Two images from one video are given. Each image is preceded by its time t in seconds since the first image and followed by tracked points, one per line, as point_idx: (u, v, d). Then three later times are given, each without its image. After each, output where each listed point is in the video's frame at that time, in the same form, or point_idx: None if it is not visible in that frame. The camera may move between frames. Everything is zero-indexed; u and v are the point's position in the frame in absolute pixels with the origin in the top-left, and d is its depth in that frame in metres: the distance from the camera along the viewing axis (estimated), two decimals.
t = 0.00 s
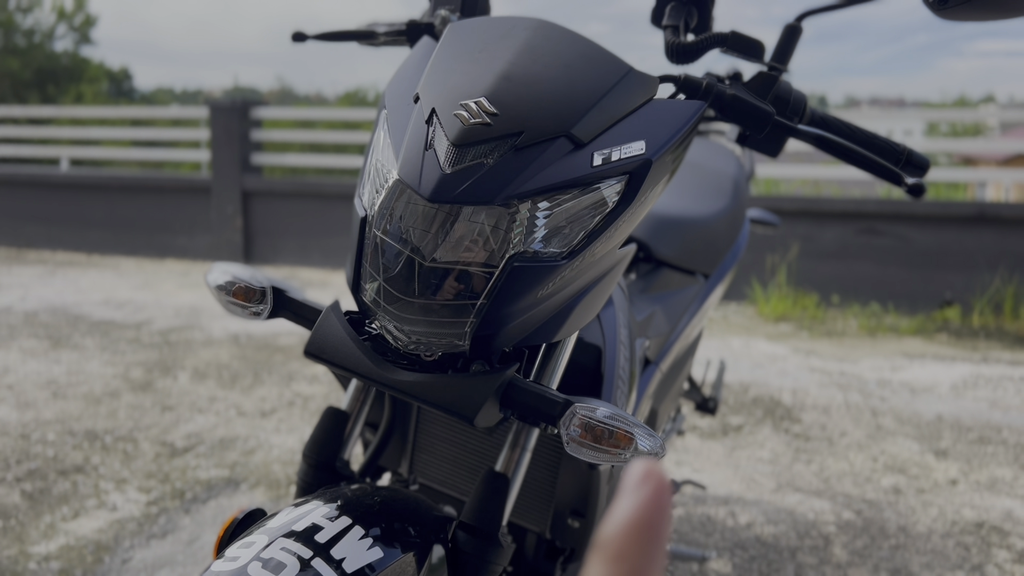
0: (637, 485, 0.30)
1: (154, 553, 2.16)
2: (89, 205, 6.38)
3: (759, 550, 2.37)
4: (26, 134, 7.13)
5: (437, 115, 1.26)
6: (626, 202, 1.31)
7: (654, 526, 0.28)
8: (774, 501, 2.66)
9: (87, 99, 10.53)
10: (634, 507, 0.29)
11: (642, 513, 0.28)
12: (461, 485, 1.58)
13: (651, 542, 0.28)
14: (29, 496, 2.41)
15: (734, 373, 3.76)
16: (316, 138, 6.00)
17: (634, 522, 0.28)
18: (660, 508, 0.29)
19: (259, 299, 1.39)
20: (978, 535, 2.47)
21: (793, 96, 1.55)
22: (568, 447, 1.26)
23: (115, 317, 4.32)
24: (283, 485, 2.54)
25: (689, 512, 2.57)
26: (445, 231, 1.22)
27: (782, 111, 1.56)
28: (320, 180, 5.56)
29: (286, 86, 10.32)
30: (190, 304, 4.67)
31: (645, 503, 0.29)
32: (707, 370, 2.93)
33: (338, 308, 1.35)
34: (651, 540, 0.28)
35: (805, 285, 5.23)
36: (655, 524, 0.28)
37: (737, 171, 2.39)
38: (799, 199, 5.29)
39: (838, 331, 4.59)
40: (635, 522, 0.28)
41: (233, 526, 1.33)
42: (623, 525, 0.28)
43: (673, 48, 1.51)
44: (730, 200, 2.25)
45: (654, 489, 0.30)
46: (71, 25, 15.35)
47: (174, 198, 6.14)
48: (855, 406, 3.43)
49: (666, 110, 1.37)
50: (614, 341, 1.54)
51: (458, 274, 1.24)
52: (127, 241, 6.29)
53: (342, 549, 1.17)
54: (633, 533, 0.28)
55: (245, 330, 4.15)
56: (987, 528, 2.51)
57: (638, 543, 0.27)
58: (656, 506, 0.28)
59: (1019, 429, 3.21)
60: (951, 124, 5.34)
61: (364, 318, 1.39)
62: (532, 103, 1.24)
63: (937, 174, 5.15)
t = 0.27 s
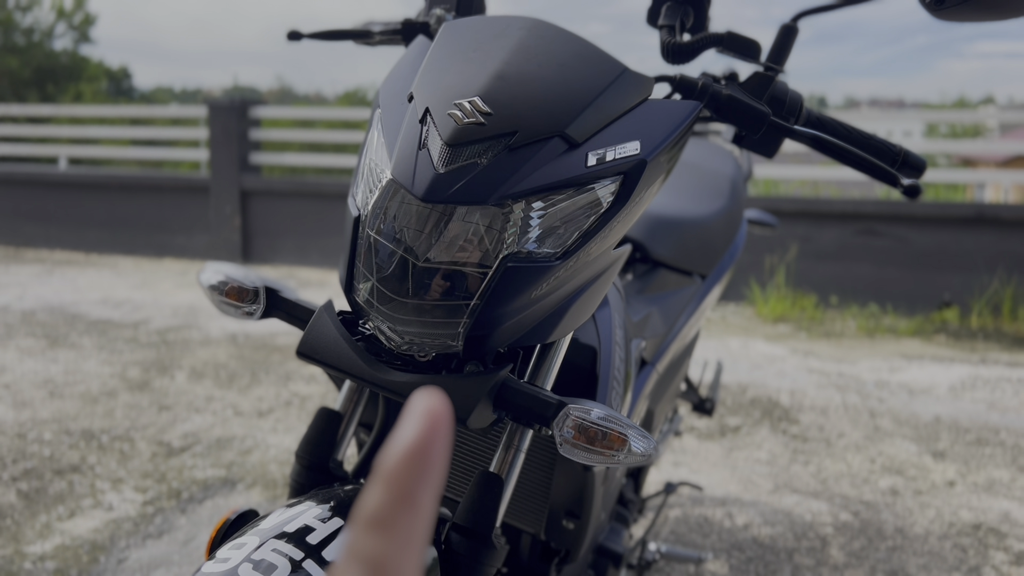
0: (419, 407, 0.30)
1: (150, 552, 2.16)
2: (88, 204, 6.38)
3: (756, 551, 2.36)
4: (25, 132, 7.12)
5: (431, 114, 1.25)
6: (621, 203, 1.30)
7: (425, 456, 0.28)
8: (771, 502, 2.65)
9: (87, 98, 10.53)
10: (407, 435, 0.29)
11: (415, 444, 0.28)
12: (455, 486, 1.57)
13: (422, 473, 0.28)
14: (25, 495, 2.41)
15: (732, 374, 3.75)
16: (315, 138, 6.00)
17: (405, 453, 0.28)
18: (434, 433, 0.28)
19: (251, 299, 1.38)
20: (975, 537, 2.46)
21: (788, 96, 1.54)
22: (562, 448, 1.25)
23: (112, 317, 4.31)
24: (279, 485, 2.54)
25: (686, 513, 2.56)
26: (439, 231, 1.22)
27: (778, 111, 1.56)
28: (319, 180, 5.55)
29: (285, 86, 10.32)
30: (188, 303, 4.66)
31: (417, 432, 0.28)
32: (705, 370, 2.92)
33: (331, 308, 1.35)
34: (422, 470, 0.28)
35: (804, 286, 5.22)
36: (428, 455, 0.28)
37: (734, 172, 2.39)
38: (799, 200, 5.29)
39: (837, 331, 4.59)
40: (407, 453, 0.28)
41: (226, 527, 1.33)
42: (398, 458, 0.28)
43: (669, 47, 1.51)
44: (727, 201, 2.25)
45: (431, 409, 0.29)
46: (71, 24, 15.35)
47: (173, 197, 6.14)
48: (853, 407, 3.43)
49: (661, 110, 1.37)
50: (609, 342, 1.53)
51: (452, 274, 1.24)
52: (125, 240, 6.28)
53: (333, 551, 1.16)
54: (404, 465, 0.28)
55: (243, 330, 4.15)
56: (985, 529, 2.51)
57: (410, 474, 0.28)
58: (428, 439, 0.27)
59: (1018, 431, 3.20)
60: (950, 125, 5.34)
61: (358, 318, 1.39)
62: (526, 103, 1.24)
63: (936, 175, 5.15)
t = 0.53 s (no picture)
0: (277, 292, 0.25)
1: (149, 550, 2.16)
2: (87, 203, 6.38)
3: (754, 550, 2.37)
4: (24, 130, 7.12)
5: (432, 112, 1.25)
6: (621, 201, 1.31)
7: (282, 335, 0.23)
8: (769, 502, 2.65)
9: (86, 96, 10.55)
10: (262, 315, 0.24)
11: (271, 320, 0.23)
12: (454, 484, 1.57)
13: (284, 352, 0.23)
14: (24, 493, 2.41)
15: (732, 374, 3.76)
16: (315, 137, 6.00)
17: (258, 335, 0.23)
18: (297, 314, 0.24)
19: (253, 296, 1.39)
20: (973, 537, 2.47)
21: (788, 96, 1.55)
22: (561, 446, 1.25)
23: (111, 315, 4.31)
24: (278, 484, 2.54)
25: (685, 512, 2.57)
26: (439, 229, 1.22)
27: (777, 111, 1.56)
28: (319, 179, 5.55)
29: (285, 84, 10.32)
30: (187, 302, 4.66)
31: (275, 309, 0.24)
32: (704, 370, 2.92)
33: (331, 305, 1.35)
34: (280, 349, 0.23)
35: (804, 286, 5.23)
36: (285, 335, 0.23)
37: (734, 171, 2.39)
38: (798, 201, 5.29)
39: (835, 332, 4.59)
40: (262, 332, 0.23)
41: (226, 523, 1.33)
42: (250, 340, 0.23)
43: (670, 47, 1.51)
44: (727, 201, 2.25)
45: (292, 294, 0.25)
46: (71, 21, 15.34)
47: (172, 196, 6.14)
48: (852, 408, 3.43)
49: (662, 109, 1.37)
50: (609, 340, 1.53)
51: (452, 273, 1.24)
52: (124, 238, 6.28)
53: (333, 547, 1.17)
54: (258, 347, 0.23)
55: (242, 328, 4.15)
56: (983, 530, 2.51)
57: (266, 354, 0.23)
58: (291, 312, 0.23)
59: (1016, 432, 3.21)
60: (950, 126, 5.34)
61: (357, 316, 1.39)
62: (526, 101, 1.24)
63: (935, 176, 5.15)
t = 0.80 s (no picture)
0: (347, 190, 0.23)
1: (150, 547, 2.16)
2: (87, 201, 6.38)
3: (754, 549, 2.37)
4: (24, 128, 7.13)
5: (437, 109, 1.26)
6: (625, 198, 1.31)
7: (353, 244, 0.21)
8: (769, 501, 2.66)
9: (87, 94, 10.54)
10: (331, 218, 0.22)
11: (340, 226, 0.22)
12: (457, 480, 1.57)
13: (353, 263, 0.22)
14: (24, 490, 2.41)
15: (731, 374, 3.76)
16: (315, 136, 6.00)
17: (328, 242, 0.21)
18: (367, 219, 0.22)
19: (257, 292, 1.39)
20: (972, 537, 2.47)
21: (791, 94, 1.55)
22: (564, 440, 1.26)
23: (112, 313, 4.31)
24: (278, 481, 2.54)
25: (685, 511, 2.57)
26: (444, 224, 1.23)
27: (780, 109, 1.57)
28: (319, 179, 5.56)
29: (286, 83, 10.32)
30: (187, 300, 4.66)
31: (345, 214, 0.22)
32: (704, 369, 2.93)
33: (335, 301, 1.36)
34: (350, 258, 0.22)
35: (803, 287, 5.23)
36: (359, 242, 0.22)
37: (735, 171, 2.40)
38: (798, 201, 5.31)
39: (835, 333, 4.60)
40: (330, 238, 0.22)
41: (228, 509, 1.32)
42: (318, 245, 0.21)
43: (673, 45, 1.52)
44: (728, 200, 2.26)
45: (361, 193, 0.23)
46: (71, 19, 15.33)
47: (172, 194, 6.14)
48: (852, 408, 3.43)
49: (665, 107, 1.38)
50: (611, 337, 1.54)
51: (456, 268, 1.25)
52: (124, 236, 6.28)
53: (337, 540, 1.17)
54: (328, 256, 0.21)
55: (242, 326, 4.15)
56: (982, 530, 2.52)
57: (335, 263, 0.21)
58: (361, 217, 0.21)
59: (1015, 433, 3.22)
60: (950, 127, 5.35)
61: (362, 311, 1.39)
62: (531, 97, 1.24)
63: (935, 177, 5.16)
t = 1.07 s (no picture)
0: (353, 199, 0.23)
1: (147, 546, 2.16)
2: (86, 199, 6.38)
3: (751, 551, 2.37)
4: (24, 126, 7.13)
5: (434, 109, 1.26)
6: (622, 199, 1.31)
7: (355, 258, 0.21)
8: (767, 503, 2.66)
9: (87, 92, 10.54)
10: (335, 229, 0.22)
11: (343, 239, 0.22)
12: (454, 481, 1.57)
13: (355, 276, 0.22)
14: (22, 488, 2.41)
15: (731, 376, 3.76)
16: (315, 135, 6.00)
17: (328, 257, 0.21)
18: (371, 230, 0.22)
19: (255, 291, 1.39)
20: (970, 539, 2.47)
21: (789, 96, 1.55)
22: (561, 441, 1.26)
23: (111, 312, 4.31)
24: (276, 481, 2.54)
25: (683, 512, 2.57)
26: (441, 225, 1.23)
27: (777, 111, 1.57)
28: (319, 178, 5.55)
29: (287, 83, 10.33)
30: (186, 299, 4.66)
31: (348, 226, 0.22)
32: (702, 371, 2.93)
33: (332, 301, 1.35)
34: (353, 271, 0.22)
35: (803, 288, 5.23)
36: (362, 256, 0.22)
37: (735, 172, 2.39)
38: (798, 203, 5.31)
39: (834, 335, 4.59)
40: (333, 251, 0.22)
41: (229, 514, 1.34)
42: (322, 258, 0.22)
43: (672, 46, 1.52)
44: (727, 201, 2.25)
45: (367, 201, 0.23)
46: (72, 17, 15.33)
47: (172, 193, 6.14)
48: (851, 410, 3.43)
49: (663, 108, 1.38)
50: (609, 338, 1.54)
51: (453, 269, 1.25)
52: (123, 235, 6.28)
53: (333, 539, 1.17)
54: (329, 271, 0.22)
55: (241, 326, 4.15)
56: (980, 532, 2.51)
57: (337, 277, 0.22)
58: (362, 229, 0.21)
59: (1014, 435, 3.21)
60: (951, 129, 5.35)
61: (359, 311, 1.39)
62: (529, 99, 1.24)
63: (935, 179, 5.16)
